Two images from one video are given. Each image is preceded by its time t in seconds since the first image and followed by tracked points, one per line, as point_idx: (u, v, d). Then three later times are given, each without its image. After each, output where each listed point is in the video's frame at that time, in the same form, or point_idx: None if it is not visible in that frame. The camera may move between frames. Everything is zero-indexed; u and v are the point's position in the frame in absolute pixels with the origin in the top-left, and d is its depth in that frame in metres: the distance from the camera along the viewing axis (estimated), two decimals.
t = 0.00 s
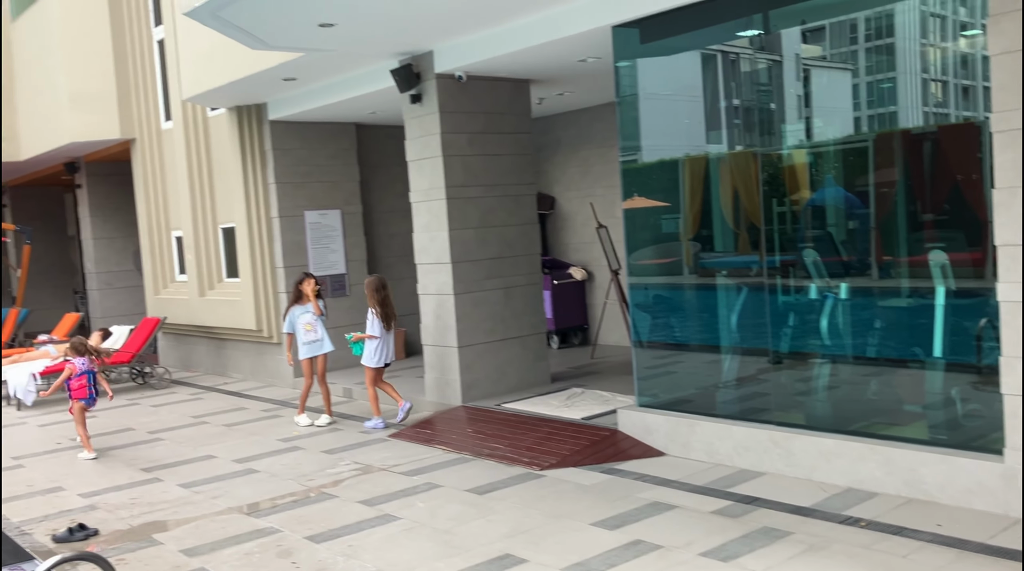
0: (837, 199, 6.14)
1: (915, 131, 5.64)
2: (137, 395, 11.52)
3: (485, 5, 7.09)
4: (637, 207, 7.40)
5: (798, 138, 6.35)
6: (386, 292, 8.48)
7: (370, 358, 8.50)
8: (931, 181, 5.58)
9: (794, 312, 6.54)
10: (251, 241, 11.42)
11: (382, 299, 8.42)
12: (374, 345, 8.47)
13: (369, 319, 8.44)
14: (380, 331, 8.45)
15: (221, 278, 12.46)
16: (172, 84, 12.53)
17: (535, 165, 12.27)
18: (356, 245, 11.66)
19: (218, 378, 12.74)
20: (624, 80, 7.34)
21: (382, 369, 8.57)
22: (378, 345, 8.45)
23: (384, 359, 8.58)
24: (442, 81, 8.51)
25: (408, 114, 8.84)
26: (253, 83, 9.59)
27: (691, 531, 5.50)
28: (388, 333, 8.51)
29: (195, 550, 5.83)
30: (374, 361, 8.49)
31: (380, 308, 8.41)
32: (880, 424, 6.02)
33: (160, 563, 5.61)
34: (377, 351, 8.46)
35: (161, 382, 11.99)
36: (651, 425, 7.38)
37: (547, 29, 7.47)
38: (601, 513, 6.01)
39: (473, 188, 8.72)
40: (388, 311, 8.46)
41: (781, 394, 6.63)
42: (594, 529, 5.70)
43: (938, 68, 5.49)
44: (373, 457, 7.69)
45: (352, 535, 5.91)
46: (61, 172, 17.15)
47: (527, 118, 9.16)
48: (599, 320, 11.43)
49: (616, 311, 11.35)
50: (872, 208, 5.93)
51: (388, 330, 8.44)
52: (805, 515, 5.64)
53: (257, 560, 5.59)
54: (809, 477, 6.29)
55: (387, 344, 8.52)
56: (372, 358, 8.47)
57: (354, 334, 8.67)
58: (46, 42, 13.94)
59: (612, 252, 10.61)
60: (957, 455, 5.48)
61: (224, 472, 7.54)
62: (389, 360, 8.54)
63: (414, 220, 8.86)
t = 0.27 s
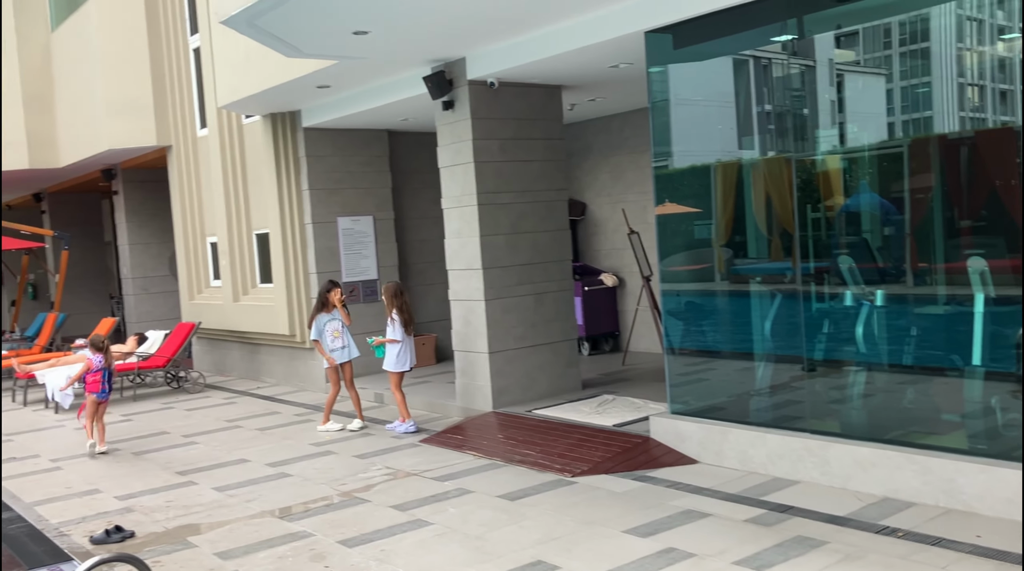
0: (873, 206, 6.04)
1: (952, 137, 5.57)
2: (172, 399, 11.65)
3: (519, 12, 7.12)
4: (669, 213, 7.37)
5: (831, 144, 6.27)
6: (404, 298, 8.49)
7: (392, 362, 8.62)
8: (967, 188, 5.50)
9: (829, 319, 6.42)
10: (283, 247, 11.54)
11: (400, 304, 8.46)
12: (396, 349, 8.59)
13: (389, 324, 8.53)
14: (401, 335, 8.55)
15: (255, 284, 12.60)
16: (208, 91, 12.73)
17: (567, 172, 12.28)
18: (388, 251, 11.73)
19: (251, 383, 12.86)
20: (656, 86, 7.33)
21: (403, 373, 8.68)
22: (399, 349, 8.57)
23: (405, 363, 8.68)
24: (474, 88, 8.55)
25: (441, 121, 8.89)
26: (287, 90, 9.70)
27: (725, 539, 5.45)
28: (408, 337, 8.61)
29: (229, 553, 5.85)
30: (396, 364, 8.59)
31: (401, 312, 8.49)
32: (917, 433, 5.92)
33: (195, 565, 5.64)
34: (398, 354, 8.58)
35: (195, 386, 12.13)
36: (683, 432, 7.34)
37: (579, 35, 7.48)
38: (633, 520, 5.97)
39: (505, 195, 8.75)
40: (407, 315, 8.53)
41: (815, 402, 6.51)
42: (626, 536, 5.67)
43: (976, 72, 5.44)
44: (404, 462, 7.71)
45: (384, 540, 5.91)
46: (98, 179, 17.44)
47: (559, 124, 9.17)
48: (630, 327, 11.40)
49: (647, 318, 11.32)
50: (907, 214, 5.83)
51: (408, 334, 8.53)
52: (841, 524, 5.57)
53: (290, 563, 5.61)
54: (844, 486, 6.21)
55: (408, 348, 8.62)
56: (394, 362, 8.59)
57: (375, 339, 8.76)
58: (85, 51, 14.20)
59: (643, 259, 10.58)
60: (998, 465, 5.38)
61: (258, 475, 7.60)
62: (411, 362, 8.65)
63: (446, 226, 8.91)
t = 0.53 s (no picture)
0: (919, 213, 5.93)
1: (1000, 143, 5.46)
2: (216, 403, 11.84)
3: (561, 19, 7.15)
4: (710, 220, 7.33)
5: (876, 150, 6.18)
6: (431, 303, 8.64)
7: (426, 369, 8.66)
8: (1017, 195, 5.38)
9: (874, 328, 6.31)
10: (326, 253, 11.68)
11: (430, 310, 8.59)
12: (431, 357, 8.61)
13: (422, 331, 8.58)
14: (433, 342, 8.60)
15: (298, 290, 12.76)
16: (252, 100, 12.96)
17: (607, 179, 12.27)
18: (428, 258, 11.82)
19: (294, 388, 13.01)
20: (696, 93, 7.32)
21: (437, 379, 8.73)
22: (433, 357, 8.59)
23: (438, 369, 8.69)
24: (515, 95, 8.59)
25: (482, 128, 8.95)
26: (330, 99, 9.84)
27: (769, 550, 5.38)
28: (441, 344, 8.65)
29: (273, 557, 5.88)
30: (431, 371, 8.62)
31: (434, 317, 8.60)
32: (966, 444, 5.78)
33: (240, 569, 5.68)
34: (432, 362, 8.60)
35: (239, 391, 12.30)
36: (725, 441, 7.28)
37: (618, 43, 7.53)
38: (675, 530, 5.92)
39: (545, 202, 8.77)
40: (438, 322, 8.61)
41: (860, 411, 6.41)
42: (668, 545, 5.62)
43: None
44: (445, 468, 7.74)
45: (426, 546, 5.91)
46: (145, 187, 17.81)
47: (600, 131, 9.17)
48: (671, 335, 11.35)
49: (688, 325, 11.25)
50: (954, 221, 5.73)
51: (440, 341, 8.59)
52: (886, 536, 5.47)
53: (332, 568, 5.63)
54: (890, 498, 6.10)
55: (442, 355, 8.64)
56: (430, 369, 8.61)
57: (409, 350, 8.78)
58: (133, 62, 14.52)
59: (684, 266, 10.53)
60: None
61: (301, 480, 7.67)
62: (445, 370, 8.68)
63: (486, 233, 8.96)
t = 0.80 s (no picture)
0: (969, 219, 5.78)
1: None
2: (261, 407, 11.99)
3: (604, 24, 7.13)
4: (753, 227, 7.25)
5: (923, 156, 6.05)
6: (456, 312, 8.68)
7: (452, 380, 8.62)
8: None
9: (922, 336, 6.16)
10: (369, 259, 11.80)
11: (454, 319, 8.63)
12: (456, 366, 8.59)
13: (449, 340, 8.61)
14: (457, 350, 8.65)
15: (341, 295, 12.89)
16: (297, 108, 13.15)
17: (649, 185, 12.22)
18: (470, 264, 11.86)
19: (336, 393, 13.13)
20: (740, 98, 7.27)
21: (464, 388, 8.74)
22: (459, 365, 8.60)
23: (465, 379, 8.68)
24: (557, 101, 8.61)
25: (523, 134, 8.97)
26: (373, 106, 9.96)
27: (815, 561, 5.28)
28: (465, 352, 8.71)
29: (316, 560, 5.87)
30: (458, 381, 8.60)
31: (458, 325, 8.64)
32: (1019, 456, 5.61)
33: None
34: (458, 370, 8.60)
35: (282, 395, 12.45)
36: (770, 450, 7.18)
37: (660, 48, 7.51)
38: (718, 539, 5.84)
39: (586, 208, 8.76)
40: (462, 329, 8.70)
41: (908, 421, 6.25)
42: (711, 554, 5.54)
43: None
44: (486, 474, 7.74)
45: (467, 551, 5.89)
46: (192, 193, 18.16)
47: (642, 136, 9.14)
48: (714, 342, 11.25)
49: (731, 333, 11.14)
50: (1005, 227, 5.57)
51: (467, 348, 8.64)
52: (936, 549, 5.35)
53: None
54: (940, 510, 5.96)
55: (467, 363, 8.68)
56: (457, 378, 8.58)
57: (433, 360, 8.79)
58: (180, 72, 14.81)
59: (728, 272, 10.44)
60: None
61: (344, 484, 7.73)
62: (472, 379, 8.69)
63: (528, 239, 8.97)
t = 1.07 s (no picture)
0: None
1: None
2: (308, 410, 12.15)
3: (650, 29, 7.11)
4: (801, 232, 7.14)
5: (977, 160, 5.91)
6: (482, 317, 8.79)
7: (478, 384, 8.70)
8: None
9: (977, 343, 6.00)
10: (414, 263, 11.90)
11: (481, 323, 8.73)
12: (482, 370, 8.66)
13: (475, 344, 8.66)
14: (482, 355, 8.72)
15: (386, 300, 13.00)
16: (345, 115, 13.32)
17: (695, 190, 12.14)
18: (514, 269, 11.89)
19: (382, 396, 13.24)
20: (787, 102, 7.17)
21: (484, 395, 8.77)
22: (485, 369, 8.67)
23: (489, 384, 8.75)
24: (603, 106, 8.60)
25: (569, 139, 8.97)
26: (420, 112, 10.05)
27: None
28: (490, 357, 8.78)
29: (363, 562, 5.92)
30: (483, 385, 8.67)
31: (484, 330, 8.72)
32: None
33: None
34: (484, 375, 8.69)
35: (329, 398, 12.61)
36: (819, 458, 7.07)
37: (707, 53, 7.47)
38: (767, 547, 5.75)
39: (632, 213, 8.73)
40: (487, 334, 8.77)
41: (963, 430, 6.10)
42: (760, 563, 5.46)
43: None
44: (531, 479, 7.74)
45: (512, 556, 5.88)
46: (241, 199, 18.49)
47: (689, 141, 9.09)
48: (761, 348, 11.12)
49: (779, 339, 11.01)
50: None
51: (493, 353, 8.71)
52: (993, 561, 5.21)
53: None
54: (996, 521, 5.80)
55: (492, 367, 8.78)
56: (483, 381, 8.65)
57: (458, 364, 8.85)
58: (231, 79, 15.10)
59: (776, 278, 10.32)
60: None
61: (390, 487, 7.79)
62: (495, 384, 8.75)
63: (573, 244, 8.97)
